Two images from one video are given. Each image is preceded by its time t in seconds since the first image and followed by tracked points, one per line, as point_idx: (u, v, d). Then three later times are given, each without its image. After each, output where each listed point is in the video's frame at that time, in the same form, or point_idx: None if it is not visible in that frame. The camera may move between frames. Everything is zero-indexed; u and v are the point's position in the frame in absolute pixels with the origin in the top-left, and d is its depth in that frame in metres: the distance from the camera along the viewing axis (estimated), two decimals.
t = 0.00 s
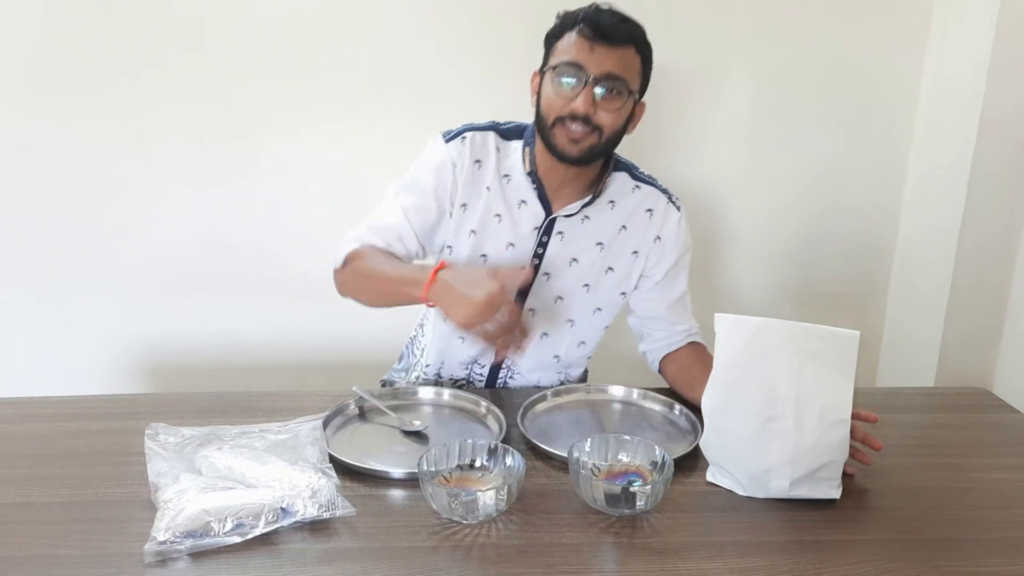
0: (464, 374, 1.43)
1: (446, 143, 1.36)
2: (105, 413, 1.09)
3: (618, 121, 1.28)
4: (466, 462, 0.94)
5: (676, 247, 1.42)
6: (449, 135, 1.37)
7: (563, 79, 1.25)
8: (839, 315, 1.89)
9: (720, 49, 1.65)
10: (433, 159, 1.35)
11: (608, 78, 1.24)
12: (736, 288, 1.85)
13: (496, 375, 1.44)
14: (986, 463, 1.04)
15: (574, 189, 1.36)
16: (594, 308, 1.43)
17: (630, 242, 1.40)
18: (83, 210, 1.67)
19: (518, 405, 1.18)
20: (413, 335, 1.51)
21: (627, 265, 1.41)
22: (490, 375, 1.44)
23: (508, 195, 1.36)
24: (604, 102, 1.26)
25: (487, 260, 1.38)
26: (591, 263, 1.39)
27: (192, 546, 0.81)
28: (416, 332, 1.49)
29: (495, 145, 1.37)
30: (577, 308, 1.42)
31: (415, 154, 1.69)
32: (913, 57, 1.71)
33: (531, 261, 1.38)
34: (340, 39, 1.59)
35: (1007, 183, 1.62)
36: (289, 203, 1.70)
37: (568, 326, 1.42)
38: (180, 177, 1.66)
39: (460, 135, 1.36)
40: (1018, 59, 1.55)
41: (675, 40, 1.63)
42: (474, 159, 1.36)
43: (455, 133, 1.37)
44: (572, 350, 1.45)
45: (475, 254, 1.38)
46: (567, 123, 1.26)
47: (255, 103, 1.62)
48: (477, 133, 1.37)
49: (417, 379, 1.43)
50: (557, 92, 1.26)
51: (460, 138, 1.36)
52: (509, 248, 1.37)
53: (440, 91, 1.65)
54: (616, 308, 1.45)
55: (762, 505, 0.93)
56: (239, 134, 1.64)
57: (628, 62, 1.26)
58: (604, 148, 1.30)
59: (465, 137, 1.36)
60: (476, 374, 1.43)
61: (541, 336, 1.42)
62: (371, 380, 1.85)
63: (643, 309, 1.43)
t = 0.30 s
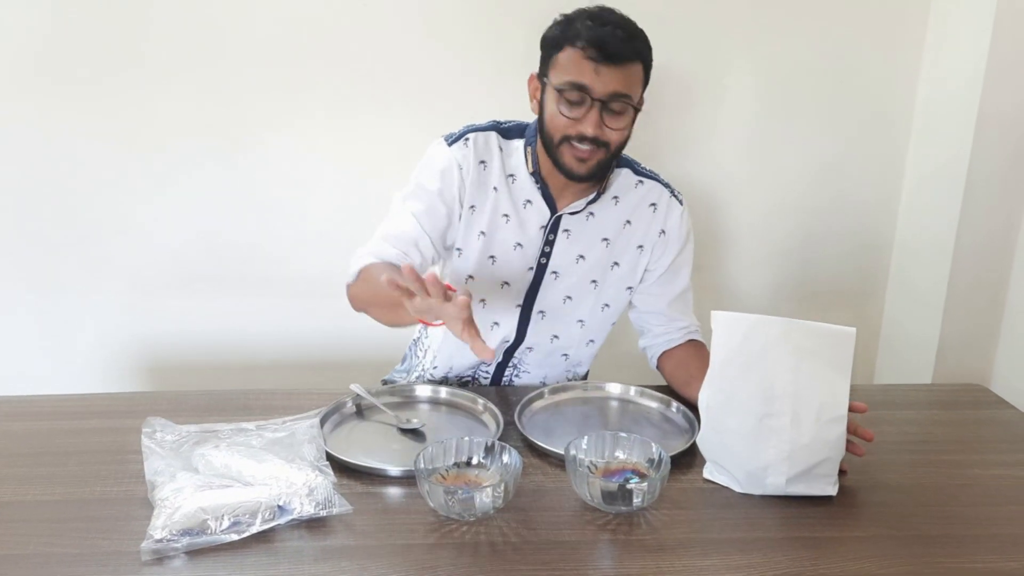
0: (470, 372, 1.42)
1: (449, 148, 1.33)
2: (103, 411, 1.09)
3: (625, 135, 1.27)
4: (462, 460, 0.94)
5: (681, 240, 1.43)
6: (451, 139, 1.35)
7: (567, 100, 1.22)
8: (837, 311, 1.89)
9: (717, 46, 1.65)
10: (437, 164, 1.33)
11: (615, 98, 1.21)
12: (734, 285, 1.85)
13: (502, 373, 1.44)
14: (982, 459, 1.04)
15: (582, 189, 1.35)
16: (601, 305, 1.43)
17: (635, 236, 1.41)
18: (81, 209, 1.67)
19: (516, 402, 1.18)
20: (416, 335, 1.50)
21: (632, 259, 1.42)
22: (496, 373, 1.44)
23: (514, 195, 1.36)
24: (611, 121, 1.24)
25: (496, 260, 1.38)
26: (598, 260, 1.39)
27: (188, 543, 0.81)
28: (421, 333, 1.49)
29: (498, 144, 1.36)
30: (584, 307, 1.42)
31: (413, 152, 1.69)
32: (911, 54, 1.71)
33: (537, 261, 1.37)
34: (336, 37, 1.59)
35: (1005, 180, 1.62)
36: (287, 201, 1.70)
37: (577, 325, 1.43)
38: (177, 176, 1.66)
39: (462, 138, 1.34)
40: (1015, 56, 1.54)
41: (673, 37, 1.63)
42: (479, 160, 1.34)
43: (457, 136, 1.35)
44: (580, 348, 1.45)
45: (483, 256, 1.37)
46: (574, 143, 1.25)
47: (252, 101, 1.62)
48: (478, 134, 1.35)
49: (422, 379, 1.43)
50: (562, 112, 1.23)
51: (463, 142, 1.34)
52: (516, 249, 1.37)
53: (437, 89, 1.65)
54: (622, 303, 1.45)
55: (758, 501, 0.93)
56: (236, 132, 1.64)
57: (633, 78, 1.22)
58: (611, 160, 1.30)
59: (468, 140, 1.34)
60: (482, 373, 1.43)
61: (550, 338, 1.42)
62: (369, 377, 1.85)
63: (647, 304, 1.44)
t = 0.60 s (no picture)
0: (465, 373, 1.41)
1: (443, 162, 1.32)
2: (102, 412, 1.09)
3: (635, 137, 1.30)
4: (462, 460, 0.94)
5: (671, 239, 1.44)
6: (443, 151, 1.33)
7: (593, 106, 1.22)
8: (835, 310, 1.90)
9: (715, 46, 1.65)
10: (434, 180, 1.31)
11: (637, 101, 1.24)
12: (733, 285, 1.85)
13: (496, 373, 1.43)
14: (979, 458, 1.05)
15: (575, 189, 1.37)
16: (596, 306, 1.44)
17: (626, 236, 1.41)
18: (80, 210, 1.67)
19: (514, 402, 1.18)
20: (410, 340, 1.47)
21: (625, 260, 1.42)
22: (490, 373, 1.42)
23: (510, 199, 1.35)
24: (630, 124, 1.26)
25: (491, 265, 1.36)
26: (592, 261, 1.40)
27: (188, 544, 0.81)
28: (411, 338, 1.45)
29: (490, 151, 1.35)
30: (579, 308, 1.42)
31: (411, 152, 1.69)
32: (908, 54, 1.71)
33: (532, 264, 1.37)
34: (335, 37, 1.59)
35: (1003, 178, 1.62)
36: (286, 201, 1.70)
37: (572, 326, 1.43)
38: (177, 176, 1.66)
39: (454, 149, 1.33)
40: (1012, 55, 1.55)
41: (670, 38, 1.64)
42: (474, 169, 1.33)
43: (449, 147, 1.34)
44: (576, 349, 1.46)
45: (481, 261, 1.35)
46: (598, 148, 1.25)
47: (250, 102, 1.62)
48: (469, 143, 1.35)
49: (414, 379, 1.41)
50: (586, 118, 1.23)
51: (455, 152, 1.33)
52: (512, 253, 1.36)
53: (436, 89, 1.65)
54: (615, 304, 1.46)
55: (756, 501, 0.93)
56: (234, 133, 1.64)
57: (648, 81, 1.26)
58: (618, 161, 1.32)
59: (460, 149, 1.33)
60: (477, 374, 1.42)
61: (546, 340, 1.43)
62: (369, 377, 1.85)
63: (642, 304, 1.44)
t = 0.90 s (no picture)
0: (473, 375, 1.41)
1: (460, 174, 1.29)
2: (101, 413, 1.09)
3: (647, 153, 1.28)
4: (461, 461, 0.95)
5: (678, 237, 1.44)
6: (459, 163, 1.30)
7: (602, 136, 1.20)
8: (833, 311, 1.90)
9: (713, 47, 1.66)
10: (456, 193, 1.28)
11: (647, 124, 1.22)
12: (731, 285, 1.86)
13: (505, 376, 1.43)
14: (976, 458, 1.05)
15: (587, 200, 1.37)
16: (606, 306, 1.45)
17: (635, 236, 1.41)
18: (79, 211, 1.67)
19: (514, 403, 1.18)
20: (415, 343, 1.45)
21: (634, 260, 1.43)
22: (499, 376, 1.43)
23: (525, 207, 1.35)
24: (642, 146, 1.24)
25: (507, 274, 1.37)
26: (602, 264, 1.40)
27: (188, 545, 0.81)
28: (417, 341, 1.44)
29: (505, 160, 1.34)
30: (591, 310, 1.44)
31: (409, 154, 1.69)
32: (905, 55, 1.72)
33: (547, 273, 1.38)
34: (333, 39, 1.60)
35: (1000, 178, 1.62)
36: (284, 203, 1.70)
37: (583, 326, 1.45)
38: (176, 178, 1.66)
39: (470, 159, 1.31)
40: (1009, 55, 1.55)
41: (667, 39, 1.64)
42: (491, 179, 1.31)
43: (464, 159, 1.31)
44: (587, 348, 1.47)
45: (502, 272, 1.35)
46: (611, 175, 1.24)
47: (248, 104, 1.62)
48: (483, 152, 1.33)
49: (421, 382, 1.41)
50: (598, 148, 1.21)
51: (472, 164, 1.31)
52: (527, 261, 1.36)
53: (433, 91, 1.65)
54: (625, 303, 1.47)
55: (755, 501, 0.94)
56: (232, 134, 1.64)
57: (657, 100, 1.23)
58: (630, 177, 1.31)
59: (477, 160, 1.31)
60: (485, 376, 1.42)
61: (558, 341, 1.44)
62: (367, 378, 1.86)
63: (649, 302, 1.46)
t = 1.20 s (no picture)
0: (474, 377, 1.40)
1: (461, 176, 1.29)
2: (99, 415, 1.09)
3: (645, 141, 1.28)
4: (457, 461, 0.95)
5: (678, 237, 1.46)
6: (460, 165, 1.30)
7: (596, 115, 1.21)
8: (831, 310, 1.91)
9: (709, 47, 1.66)
10: (457, 196, 1.28)
11: (641, 103, 1.22)
12: (728, 286, 1.86)
13: (505, 377, 1.43)
14: (973, 458, 1.05)
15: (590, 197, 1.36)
16: (607, 307, 1.45)
17: (636, 237, 1.42)
18: (76, 213, 1.67)
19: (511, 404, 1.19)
20: (413, 344, 1.45)
21: (635, 260, 1.43)
22: (499, 377, 1.43)
23: (526, 209, 1.35)
24: (637, 128, 1.24)
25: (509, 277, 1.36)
26: (604, 264, 1.40)
27: (185, 546, 0.81)
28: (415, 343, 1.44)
29: (506, 162, 1.34)
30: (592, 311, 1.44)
31: (407, 155, 1.70)
32: (901, 54, 1.72)
33: (548, 273, 1.38)
34: (329, 41, 1.60)
35: (996, 177, 1.62)
36: (281, 204, 1.70)
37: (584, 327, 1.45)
38: (172, 179, 1.66)
39: (471, 162, 1.31)
40: (1004, 55, 1.55)
41: (663, 40, 1.65)
42: (493, 181, 1.32)
43: (465, 161, 1.31)
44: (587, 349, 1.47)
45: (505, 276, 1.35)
46: (606, 156, 1.23)
47: (246, 105, 1.63)
48: (485, 154, 1.33)
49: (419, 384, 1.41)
50: (591, 127, 1.22)
51: (473, 166, 1.31)
52: (529, 263, 1.36)
53: (430, 92, 1.66)
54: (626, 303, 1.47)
55: (751, 501, 0.94)
56: (230, 136, 1.64)
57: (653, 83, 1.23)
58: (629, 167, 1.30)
59: (478, 162, 1.31)
60: (484, 377, 1.41)
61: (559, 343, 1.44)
62: (364, 379, 1.86)
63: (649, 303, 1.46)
